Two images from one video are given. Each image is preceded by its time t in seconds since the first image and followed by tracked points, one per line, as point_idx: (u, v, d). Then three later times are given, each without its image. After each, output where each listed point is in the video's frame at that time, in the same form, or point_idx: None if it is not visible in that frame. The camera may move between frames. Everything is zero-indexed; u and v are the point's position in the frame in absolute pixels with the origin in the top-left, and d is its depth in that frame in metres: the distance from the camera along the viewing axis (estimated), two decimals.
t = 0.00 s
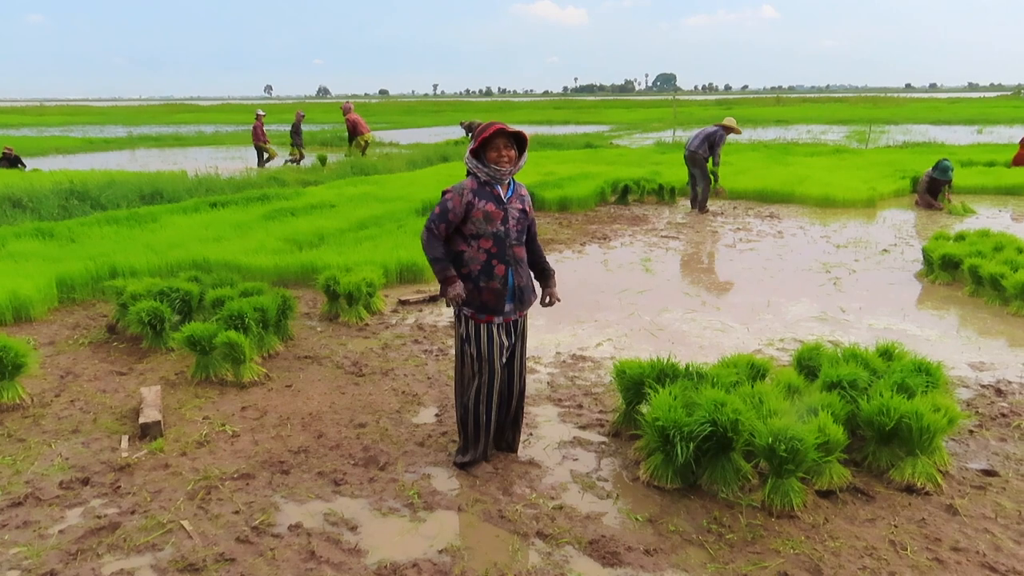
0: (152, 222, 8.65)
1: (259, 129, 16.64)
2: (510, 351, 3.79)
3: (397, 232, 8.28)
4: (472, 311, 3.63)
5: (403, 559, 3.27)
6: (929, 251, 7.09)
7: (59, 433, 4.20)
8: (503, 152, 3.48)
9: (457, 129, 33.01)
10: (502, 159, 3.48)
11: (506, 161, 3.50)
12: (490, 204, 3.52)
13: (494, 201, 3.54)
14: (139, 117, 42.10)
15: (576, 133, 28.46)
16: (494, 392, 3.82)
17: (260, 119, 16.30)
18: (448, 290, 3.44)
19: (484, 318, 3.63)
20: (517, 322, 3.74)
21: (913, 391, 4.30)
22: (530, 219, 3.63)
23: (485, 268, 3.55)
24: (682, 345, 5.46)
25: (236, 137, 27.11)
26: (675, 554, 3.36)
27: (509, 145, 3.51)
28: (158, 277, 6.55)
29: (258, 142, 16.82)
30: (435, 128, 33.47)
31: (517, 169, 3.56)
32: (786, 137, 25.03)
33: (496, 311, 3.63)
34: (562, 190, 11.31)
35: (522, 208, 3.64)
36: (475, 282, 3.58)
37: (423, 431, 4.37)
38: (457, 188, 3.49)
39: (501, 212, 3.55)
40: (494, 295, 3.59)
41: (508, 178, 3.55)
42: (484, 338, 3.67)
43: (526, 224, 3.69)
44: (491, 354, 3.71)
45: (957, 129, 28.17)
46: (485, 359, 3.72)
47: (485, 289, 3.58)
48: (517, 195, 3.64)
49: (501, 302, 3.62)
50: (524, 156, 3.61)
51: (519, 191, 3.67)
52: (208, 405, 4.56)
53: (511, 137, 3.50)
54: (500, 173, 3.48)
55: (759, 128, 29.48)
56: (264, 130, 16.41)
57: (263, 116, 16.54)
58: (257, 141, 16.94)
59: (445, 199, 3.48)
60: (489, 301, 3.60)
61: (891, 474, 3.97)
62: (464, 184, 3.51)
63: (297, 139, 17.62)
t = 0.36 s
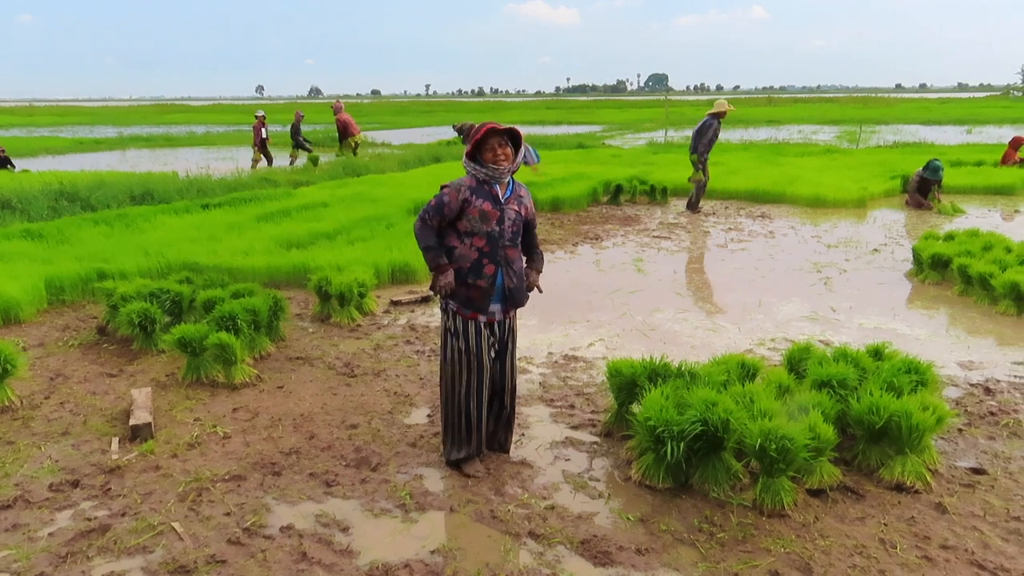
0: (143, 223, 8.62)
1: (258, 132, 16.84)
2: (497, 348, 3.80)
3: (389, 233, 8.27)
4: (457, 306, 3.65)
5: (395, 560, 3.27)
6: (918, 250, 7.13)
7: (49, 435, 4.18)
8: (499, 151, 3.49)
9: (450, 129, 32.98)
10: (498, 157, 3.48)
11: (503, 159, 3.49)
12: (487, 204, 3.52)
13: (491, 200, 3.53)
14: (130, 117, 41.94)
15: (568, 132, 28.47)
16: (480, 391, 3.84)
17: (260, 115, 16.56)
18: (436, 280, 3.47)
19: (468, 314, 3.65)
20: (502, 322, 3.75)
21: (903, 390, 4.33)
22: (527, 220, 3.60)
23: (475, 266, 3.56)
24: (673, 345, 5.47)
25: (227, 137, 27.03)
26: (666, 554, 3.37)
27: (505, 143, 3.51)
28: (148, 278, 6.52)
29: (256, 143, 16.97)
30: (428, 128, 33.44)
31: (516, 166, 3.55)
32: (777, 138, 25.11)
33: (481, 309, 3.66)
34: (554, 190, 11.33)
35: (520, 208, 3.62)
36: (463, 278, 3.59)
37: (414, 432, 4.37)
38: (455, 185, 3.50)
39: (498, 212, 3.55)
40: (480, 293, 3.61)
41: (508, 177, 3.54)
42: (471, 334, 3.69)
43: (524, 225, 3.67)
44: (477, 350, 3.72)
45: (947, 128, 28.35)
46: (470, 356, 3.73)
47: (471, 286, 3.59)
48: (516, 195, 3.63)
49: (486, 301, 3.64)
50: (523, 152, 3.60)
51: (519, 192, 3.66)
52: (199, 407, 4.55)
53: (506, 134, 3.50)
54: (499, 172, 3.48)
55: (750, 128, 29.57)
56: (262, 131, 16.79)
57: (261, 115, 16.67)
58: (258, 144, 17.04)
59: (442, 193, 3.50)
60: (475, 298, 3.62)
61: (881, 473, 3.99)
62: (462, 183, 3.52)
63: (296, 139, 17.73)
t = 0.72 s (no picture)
0: (135, 223, 8.60)
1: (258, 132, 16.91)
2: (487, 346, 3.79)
3: (382, 233, 8.26)
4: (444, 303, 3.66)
5: (388, 560, 3.26)
6: (911, 249, 7.15)
7: (40, 436, 4.17)
8: (493, 148, 3.49)
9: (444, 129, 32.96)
10: (493, 155, 3.48)
11: (499, 157, 3.49)
12: (480, 202, 3.52)
13: (484, 199, 3.54)
14: (123, 117, 41.79)
15: (562, 132, 28.47)
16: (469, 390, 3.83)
17: (261, 115, 16.63)
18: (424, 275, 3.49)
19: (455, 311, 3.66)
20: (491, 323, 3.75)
21: (895, 388, 4.34)
22: (521, 220, 3.59)
23: (464, 265, 3.57)
24: (667, 344, 5.48)
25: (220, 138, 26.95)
26: (660, 552, 3.38)
27: (500, 141, 3.51)
28: (141, 278, 6.51)
29: (256, 142, 17.06)
30: (422, 129, 33.40)
31: (511, 165, 3.54)
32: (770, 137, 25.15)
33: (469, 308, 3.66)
34: (547, 190, 11.33)
35: (515, 208, 3.61)
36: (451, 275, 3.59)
37: (408, 432, 4.36)
38: (448, 181, 3.53)
39: (491, 211, 3.55)
40: (469, 292, 3.62)
41: (503, 175, 3.52)
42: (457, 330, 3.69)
43: (518, 225, 3.66)
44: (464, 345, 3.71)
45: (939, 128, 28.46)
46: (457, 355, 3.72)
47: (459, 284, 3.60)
48: (511, 194, 3.62)
49: (474, 301, 3.64)
50: (520, 151, 3.58)
51: (515, 191, 3.65)
52: (192, 408, 4.54)
53: (500, 131, 3.50)
54: (493, 169, 3.46)
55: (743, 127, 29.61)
56: (263, 130, 16.84)
57: (264, 115, 16.80)
58: (256, 143, 17.09)
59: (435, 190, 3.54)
60: (463, 296, 3.63)
61: (873, 471, 4.00)
62: (456, 182, 3.54)
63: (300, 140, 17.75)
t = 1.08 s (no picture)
0: (120, 223, 8.54)
1: (247, 133, 16.85)
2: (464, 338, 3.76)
3: (368, 232, 8.25)
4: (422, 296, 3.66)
5: (375, 560, 3.26)
6: (895, 247, 7.21)
7: (23, 438, 4.14)
8: (466, 148, 3.50)
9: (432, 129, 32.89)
10: (465, 154, 3.50)
11: (471, 156, 3.52)
12: (454, 198, 3.55)
13: (459, 195, 3.56)
14: (106, 116, 41.42)
15: (549, 132, 28.46)
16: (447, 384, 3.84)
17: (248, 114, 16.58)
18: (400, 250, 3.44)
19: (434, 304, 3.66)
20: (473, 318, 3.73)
21: (879, 386, 4.38)
22: (498, 214, 3.61)
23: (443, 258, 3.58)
24: (653, 343, 5.50)
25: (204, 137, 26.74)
26: (646, 550, 3.39)
27: (473, 139, 3.52)
28: (125, 278, 6.47)
29: (244, 144, 17.02)
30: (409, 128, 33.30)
31: (483, 163, 3.57)
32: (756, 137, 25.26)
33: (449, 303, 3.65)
34: (534, 189, 11.33)
35: (490, 202, 3.63)
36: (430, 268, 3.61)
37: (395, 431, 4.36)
38: (420, 180, 3.57)
39: (465, 206, 3.57)
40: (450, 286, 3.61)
41: (475, 173, 3.56)
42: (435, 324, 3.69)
43: (495, 219, 3.67)
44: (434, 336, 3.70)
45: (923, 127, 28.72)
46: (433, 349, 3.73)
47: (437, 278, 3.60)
48: (485, 189, 3.64)
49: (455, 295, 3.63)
50: (492, 146, 3.60)
51: (489, 186, 3.68)
52: (177, 408, 4.51)
53: (472, 130, 3.49)
54: (465, 169, 3.51)
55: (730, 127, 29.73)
56: (252, 130, 16.77)
57: (247, 116, 16.74)
58: (245, 144, 17.05)
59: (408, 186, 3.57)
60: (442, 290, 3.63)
61: (857, 467, 4.04)
62: (430, 180, 3.57)
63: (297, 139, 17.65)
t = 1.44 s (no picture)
0: (107, 223, 8.49)
1: (242, 131, 16.76)
2: (433, 339, 3.76)
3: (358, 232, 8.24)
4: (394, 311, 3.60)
5: (365, 560, 3.26)
6: (883, 246, 7.26)
7: (10, 439, 4.11)
8: (419, 148, 3.51)
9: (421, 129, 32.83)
10: (419, 154, 3.51)
11: (425, 156, 3.53)
12: (413, 201, 3.54)
13: (416, 197, 3.55)
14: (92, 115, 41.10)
15: (538, 131, 28.45)
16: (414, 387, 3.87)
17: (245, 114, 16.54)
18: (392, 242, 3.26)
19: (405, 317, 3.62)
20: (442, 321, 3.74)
21: (867, 383, 4.41)
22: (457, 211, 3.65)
23: (413, 266, 3.55)
24: (643, 342, 5.52)
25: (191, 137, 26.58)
26: (636, 548, 3.41)
27: (425, 139, 3.54)
28: (113, 278, 6.43)
29: (240, 142, 16.93)
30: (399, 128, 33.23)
31: (436, 163, 3.59)
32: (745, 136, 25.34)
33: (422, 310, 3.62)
34: (524, 188, 11.33)
35: (447, 202, 3.65)
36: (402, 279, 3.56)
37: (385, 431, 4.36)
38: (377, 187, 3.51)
39: (425, 207, 3.57)
40: (424, 292, 3.59)
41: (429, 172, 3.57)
42: (407, 332, 3.66)
43: (452, 217, 3.71)
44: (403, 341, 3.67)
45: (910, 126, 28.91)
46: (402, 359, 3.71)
47: (411, 288, 3.57)
48: (439, 187, 3.67)
49: (429, 300, 3.61)
50: (445, 147, 3.62)
51: (442, 184, 3.70)
52: (166, 409, 4.50)
53: (426, 130, 3.51)
54: (420, 169, 3.51)
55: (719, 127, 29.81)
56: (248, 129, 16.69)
57: (246, 113, 16.71)
58: (240, 142, 16.96)
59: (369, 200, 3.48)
60: (415, 300, 3.60)
61: (846, 465, 4.07)
62: (386, 184, 3.54)
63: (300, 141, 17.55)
